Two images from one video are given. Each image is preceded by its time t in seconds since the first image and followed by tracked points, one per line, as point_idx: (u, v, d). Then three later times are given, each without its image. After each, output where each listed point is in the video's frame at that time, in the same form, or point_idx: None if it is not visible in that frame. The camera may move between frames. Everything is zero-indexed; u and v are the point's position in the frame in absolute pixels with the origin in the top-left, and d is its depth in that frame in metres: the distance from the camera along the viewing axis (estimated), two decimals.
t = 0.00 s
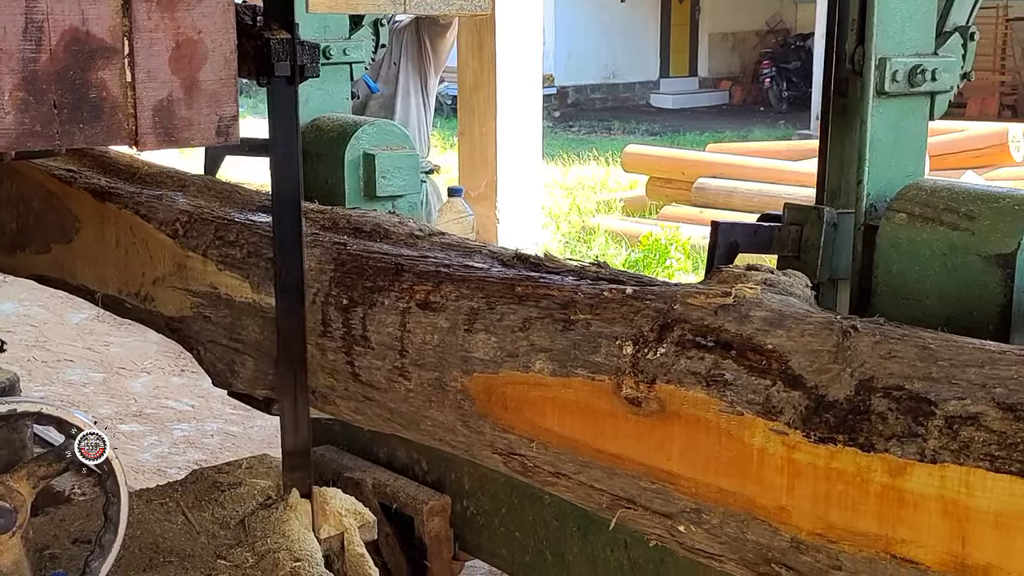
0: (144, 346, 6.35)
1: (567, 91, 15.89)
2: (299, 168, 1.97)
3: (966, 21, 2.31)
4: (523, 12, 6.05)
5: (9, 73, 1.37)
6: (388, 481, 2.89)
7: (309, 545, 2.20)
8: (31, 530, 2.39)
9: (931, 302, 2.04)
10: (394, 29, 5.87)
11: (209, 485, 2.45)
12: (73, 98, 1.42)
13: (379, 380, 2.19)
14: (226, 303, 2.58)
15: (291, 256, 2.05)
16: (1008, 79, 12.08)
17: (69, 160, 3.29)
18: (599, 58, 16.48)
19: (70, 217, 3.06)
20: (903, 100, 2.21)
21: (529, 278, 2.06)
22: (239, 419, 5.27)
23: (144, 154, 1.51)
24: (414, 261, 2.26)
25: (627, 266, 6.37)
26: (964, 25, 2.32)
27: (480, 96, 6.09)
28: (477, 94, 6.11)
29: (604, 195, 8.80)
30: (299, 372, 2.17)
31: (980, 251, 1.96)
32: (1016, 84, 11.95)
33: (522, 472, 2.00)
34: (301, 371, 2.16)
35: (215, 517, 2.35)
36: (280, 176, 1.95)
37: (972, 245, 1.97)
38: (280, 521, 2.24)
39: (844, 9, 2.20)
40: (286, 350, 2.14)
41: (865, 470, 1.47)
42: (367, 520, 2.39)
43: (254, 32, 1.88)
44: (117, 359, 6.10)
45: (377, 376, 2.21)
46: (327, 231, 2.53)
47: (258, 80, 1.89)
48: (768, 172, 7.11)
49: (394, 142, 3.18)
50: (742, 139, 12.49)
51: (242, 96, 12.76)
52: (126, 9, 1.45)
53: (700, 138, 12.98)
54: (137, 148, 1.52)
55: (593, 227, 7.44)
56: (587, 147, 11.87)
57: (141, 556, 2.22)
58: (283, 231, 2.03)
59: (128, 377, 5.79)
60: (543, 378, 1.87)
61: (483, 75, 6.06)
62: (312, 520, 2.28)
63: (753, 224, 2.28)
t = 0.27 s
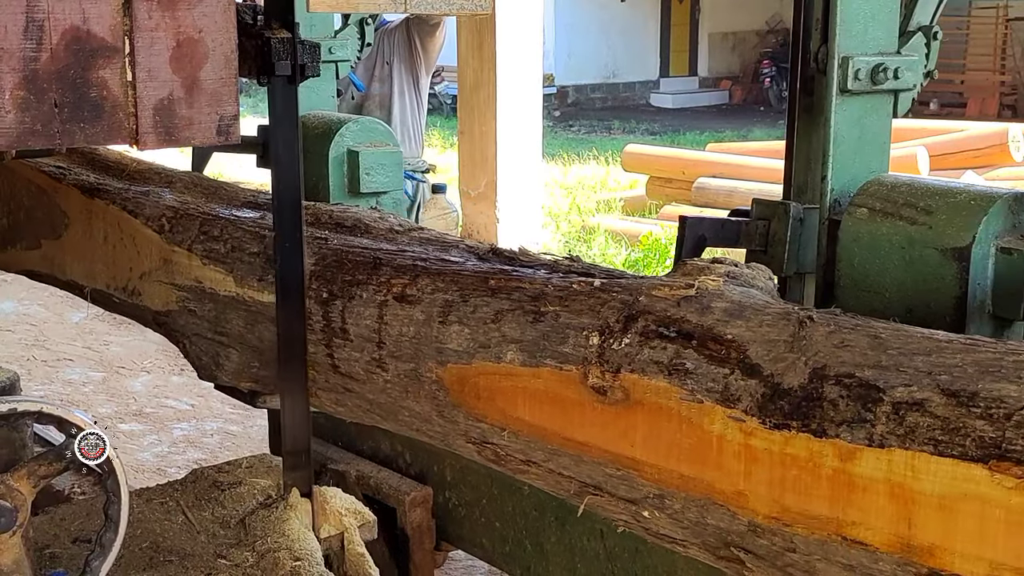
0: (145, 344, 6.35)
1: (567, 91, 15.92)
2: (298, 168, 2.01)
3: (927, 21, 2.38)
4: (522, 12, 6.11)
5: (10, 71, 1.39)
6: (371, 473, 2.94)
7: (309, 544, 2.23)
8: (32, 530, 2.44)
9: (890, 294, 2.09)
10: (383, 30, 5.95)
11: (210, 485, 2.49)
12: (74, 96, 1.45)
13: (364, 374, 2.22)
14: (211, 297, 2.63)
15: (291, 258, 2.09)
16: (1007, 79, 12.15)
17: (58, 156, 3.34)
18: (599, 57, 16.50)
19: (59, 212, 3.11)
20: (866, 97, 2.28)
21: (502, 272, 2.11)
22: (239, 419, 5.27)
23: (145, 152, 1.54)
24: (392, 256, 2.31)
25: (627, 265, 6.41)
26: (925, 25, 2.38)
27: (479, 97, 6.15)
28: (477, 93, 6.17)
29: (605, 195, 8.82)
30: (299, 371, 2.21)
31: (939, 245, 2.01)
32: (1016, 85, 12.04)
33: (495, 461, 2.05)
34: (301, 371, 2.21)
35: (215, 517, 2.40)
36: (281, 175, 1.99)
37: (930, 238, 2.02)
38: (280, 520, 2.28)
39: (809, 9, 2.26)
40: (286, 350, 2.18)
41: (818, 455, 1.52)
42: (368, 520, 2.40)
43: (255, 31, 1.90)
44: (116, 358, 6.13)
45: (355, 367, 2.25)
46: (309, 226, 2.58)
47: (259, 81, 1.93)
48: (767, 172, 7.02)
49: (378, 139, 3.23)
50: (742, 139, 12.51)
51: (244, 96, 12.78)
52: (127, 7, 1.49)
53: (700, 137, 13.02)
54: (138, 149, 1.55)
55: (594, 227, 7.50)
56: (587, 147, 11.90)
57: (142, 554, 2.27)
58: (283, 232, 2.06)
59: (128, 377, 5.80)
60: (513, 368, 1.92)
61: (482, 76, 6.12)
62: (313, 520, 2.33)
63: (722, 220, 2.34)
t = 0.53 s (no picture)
0: (143, 343, 6.39)
1: (567, 91, 15.96)
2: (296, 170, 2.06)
3: (892, 22, 2.39)
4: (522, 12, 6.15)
5: (9, 70, 1.37)
6: (353, 465, 2.98)
7: (307, 544, 2.28)
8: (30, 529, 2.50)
9: (849, 286, 2.16)
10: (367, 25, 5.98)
11: (208, 484, 2.54)
12: (72, 95, 1.43)
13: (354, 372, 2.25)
14: (194, 291, 2.68)
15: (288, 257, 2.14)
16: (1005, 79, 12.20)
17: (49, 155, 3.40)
18: (598, 57, 16.53)
19: (47, 208, 3.17)
20: (830, 96, 2.30)
21: (474, 266, 2.16)
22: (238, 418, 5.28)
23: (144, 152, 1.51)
24: (369, 250, 2.35)
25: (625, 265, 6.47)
26: (891, 25, 2.39)
27: (479, 97, 6.21)
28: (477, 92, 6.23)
29: (605, 195, 8.87)
30: (296, 371, 2.25)
31: (895, 239, 2.06)
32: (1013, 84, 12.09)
33: (467, 450, 2.10)
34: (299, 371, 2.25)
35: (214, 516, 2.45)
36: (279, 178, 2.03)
37: (886, 233, 2.08)
38: (279, 520, 2.34)
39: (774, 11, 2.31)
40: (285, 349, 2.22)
41: (770, 441, 1.57)
42: (365, 519, 2.48)
43: (252, 30, 1.97)
44: (115, 357, 6.16)
45: (333, 359, 2.29)
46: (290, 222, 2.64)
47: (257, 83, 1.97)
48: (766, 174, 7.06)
49: (361, 137, 3.30)
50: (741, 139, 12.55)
51: (244, 96, 12.81)
52: (125, 7, 1.46)
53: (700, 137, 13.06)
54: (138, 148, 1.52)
55: (593, 227, 7.53)
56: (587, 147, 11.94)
57: (141, 554, 2.31)
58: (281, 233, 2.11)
59: (127, 376, 5.83)
60: (482, 358, 1.97)
61: (482, 74, 6.17)
62: (312, 520, 2.39)
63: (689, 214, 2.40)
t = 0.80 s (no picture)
0: (142, 343, 6.45)
1: (566, 91, 16.03)
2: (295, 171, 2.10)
3: (858, 21, 2.44)
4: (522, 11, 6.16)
5: (8, 69, 1.40)
6: (337, 458, 3.04)
7: (305, 544, 2.37)
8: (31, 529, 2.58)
9: (812, 280, 2.23)
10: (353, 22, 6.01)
11: (208, 484, 2.66)
12: (72, 95, 1.45)
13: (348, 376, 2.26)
14: (179, 285, 2.73)
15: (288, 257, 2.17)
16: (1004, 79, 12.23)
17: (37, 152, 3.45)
18: (599, 57, 16.56)
19: (36, 205, 3.22)
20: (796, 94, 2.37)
21: (449, 260, 2.21)
22: (236, 417, 5.32)
23: (142, 151, 1.53)
24: (348, 244, 2.40)
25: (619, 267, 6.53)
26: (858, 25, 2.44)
27: (478, 96, 6.25)
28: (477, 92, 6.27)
29: (604, 195, 8.91)
30: (296, 374, 2.28)
31: (853, 233, 2.14)
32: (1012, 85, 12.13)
33: (442, 441, 2.15)
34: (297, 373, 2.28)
35: (212, 516, 2.55)
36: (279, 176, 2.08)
37: (846, 228, 2.15)
38: (278, 520, 2.43)
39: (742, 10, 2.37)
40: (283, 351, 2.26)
41: (726, 428, 1.62)
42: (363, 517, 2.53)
43: (252, 31, 1.95)
44: (115, 357, 6.21)
45: (312, 352, 2.34)
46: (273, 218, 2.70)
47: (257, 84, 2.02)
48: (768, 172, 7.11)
49: (346, 135, 3.37)
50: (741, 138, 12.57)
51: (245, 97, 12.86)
52: (124, 6, 1.48)
53: (700, 137, 13.09)
54: (137, 147, 1.54)
55: (592, 228, 7.57)
56: (587, 147, 11.97)
57: (141, 553, 2.40)
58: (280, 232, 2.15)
59: (127, 376, 5.89)
60: (454, 350, 2.02)
61: (481, 74, 6.21)
62: (310, 519, 2.45)
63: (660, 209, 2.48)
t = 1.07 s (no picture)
0: (143, 344, 6.49)
1: (567, 92, 16.07)
2: (299, 176, 2.09)
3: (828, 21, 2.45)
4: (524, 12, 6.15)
5: (9, 71, 1.34)
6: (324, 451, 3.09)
7: (307, 546, 2.41)
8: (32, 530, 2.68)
9: (778, 275, 2.24)
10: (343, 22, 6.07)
11: (208, 484, 2.69)
12: (73, 96, 1.39)
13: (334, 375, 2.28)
14: (166, 281, 2.78)
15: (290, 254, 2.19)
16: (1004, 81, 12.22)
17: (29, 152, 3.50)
18: (600, 57, 16.59)
19: (28, 203, 3.27)
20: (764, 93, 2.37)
21: (426, 255, 2.26)
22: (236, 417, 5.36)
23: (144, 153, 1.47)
24: (327, 240, 2.46)
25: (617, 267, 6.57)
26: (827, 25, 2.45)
27: (478, 96, 6.27)
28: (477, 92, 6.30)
29: (605, 196, 8.96)
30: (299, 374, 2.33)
31: (817, 228, 2.15)
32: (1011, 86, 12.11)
33: (420, 432, 2.20)
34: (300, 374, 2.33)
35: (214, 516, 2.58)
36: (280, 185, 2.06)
37: (810, 223, 2.16)
38: (280, 521, 2.47)
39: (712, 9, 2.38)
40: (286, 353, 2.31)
41: (687, 416, 1.67)
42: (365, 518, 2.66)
43: (253, 32, 1.92)
44: (116, 357, 6.25)
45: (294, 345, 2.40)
46: (259, 215, 2.75)
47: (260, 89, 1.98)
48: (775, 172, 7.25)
49: (332, 134, 3.41)
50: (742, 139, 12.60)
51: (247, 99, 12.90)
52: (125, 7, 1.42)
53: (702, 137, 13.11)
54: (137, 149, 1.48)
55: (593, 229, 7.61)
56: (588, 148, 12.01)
57: (141, 555, 2.44)
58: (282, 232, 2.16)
59: (128, 376, 5.93)
60: (429, 342, 2.06)
61: (483, 74, 6.22)
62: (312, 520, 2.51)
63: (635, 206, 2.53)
